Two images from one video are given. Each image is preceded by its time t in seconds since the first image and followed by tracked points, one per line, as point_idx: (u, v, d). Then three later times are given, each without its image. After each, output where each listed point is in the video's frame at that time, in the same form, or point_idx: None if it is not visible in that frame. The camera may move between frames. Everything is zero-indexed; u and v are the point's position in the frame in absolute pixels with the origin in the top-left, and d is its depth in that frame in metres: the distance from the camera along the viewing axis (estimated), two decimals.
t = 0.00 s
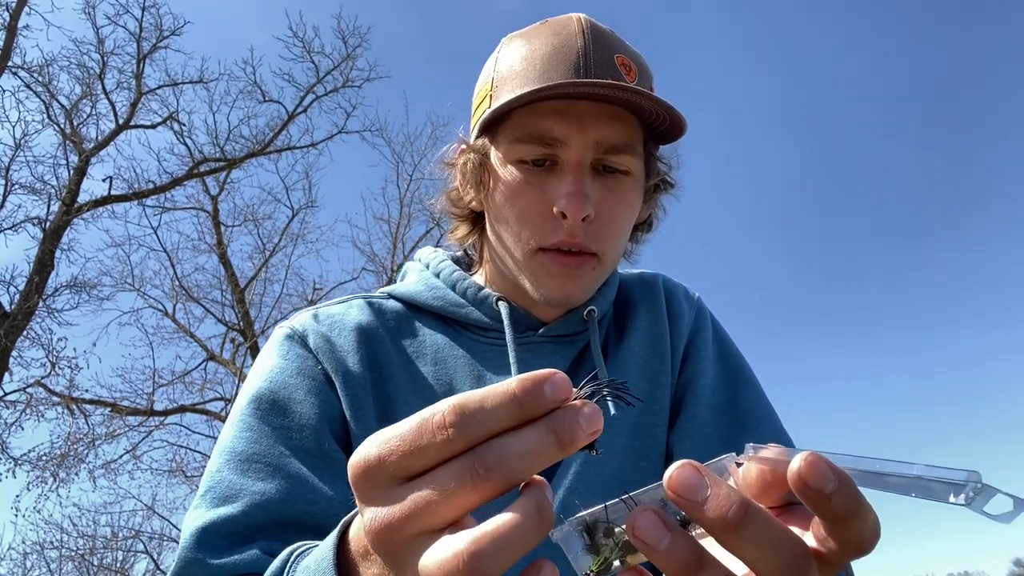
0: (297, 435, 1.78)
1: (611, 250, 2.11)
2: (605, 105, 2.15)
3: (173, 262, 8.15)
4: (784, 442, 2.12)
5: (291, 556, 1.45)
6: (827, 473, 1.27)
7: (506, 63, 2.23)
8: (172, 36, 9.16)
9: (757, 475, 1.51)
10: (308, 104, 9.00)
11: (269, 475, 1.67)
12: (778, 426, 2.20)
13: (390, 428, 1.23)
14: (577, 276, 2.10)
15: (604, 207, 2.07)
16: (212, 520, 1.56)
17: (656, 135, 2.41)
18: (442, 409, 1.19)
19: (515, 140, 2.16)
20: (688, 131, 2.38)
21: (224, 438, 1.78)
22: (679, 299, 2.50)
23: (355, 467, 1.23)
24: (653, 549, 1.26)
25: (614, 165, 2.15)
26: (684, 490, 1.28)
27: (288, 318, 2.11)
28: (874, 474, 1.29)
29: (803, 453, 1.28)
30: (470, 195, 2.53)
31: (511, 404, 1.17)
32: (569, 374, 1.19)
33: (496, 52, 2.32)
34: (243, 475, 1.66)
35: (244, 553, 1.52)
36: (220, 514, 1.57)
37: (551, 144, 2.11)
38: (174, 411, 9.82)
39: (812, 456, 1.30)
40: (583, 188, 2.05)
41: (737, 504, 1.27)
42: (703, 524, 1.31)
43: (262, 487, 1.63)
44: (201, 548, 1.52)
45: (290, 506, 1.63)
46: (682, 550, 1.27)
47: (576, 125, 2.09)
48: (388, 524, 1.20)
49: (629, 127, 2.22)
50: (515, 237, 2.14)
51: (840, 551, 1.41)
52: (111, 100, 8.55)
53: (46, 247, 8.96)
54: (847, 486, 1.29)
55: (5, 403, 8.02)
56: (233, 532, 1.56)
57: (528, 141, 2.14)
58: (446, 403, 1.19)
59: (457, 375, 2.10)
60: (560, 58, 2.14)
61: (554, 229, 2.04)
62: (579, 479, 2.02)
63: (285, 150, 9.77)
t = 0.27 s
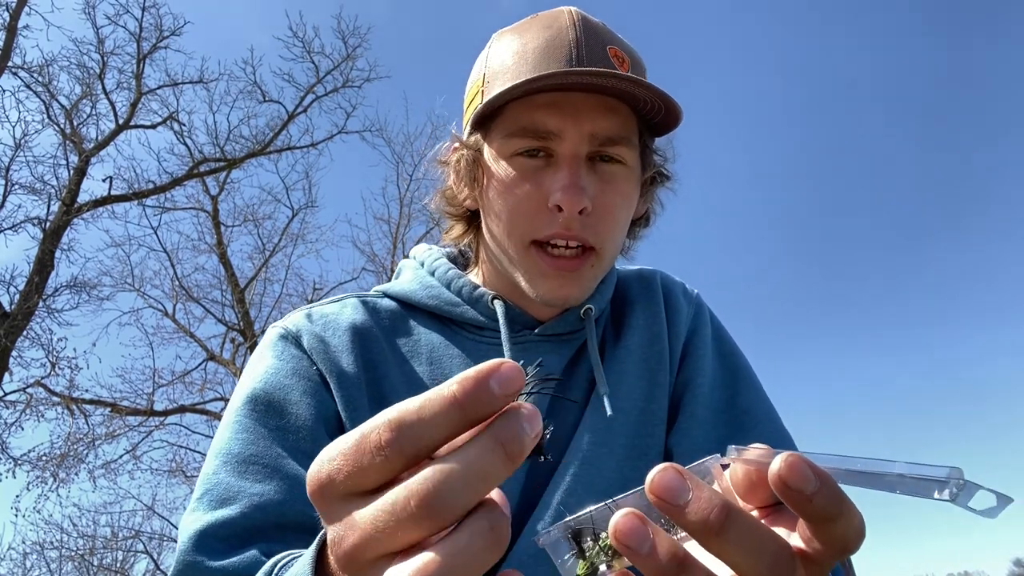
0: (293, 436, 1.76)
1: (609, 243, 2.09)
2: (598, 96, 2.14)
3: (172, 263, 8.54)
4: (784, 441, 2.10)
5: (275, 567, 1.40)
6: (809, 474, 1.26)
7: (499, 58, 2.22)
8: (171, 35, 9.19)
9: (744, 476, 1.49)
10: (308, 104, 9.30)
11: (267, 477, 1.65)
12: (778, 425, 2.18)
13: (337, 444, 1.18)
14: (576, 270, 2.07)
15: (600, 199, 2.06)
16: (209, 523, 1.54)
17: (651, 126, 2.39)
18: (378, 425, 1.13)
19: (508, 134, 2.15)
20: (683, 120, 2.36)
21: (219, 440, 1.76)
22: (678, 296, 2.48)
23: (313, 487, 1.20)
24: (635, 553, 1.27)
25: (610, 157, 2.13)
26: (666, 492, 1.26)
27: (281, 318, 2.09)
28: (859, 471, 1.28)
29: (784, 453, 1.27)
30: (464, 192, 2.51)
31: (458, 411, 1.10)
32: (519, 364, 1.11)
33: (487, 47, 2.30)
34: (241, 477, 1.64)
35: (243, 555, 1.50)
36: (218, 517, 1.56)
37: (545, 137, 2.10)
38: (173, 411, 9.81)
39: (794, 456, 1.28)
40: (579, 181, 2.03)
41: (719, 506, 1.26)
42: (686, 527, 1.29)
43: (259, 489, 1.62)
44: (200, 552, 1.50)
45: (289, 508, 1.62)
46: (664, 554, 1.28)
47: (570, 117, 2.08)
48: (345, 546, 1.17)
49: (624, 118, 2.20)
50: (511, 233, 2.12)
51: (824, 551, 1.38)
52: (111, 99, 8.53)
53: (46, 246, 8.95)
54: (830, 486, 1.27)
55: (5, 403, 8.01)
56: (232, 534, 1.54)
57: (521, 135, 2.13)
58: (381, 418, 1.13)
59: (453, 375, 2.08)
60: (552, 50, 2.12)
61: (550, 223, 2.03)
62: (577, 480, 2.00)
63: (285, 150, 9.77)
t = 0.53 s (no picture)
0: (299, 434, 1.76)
1: (602, 240, 2.08)
2: (588, 91, 2.13)
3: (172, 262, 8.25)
4: (785, 440, 2.09)
5: (267, 566, 1.40)
6: (840, 497, 1.26)
7: (488, 53, 2.21)
8: (171, 35, 9.19)
9: (767, 490, 1.49)
10: (308, 104, 9.00)
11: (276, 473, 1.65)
12: (779, 424, 2.17)
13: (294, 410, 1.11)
14: (568, 269, 2.06)
15: (591, 196, 2.05)
16: (223, 520, 1.54)
17: (644, 119, 2.37)
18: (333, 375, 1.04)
19: (498, 132, 2.15)
20: (674, 113, 2.35)
21: (221, 439, 1.74)
22: (677, 294, 2.48)
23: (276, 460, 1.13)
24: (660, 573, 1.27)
25: (601, 153, 2.13)
26: (695, 516, 1.26)
27: (277, 317, 2.09)
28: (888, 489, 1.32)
29: (816, 475, 1.28)
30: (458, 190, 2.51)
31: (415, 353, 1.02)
32: (482, 294, 1.00)
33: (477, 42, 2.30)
34: (249, 474, 1.64)
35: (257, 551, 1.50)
36: (230, 514, 1.55)
37: (535, 135, 2.09)
38: (173, 411, 9.80)
39: (825, 477, 1.30)
40: (569, 178, 2.03)
41: (748, 528, 1.26)
42: (714, 549, 1.29)
43: (270, 485, 1.61)
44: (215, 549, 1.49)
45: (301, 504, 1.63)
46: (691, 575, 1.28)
47: (559, 113, 2.07)
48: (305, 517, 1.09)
49: (615, 113, 2.19)
50: (503, 231, 2.12)
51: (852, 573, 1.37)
52: (110, 99, 8.51)
53: (46, 247, 8.94)
54: (862, 510, 1.28)
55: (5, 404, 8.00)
56: (246, 531, 1.54)
57: (511, 133, 2.12)
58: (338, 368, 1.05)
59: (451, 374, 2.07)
60: (541, 45, 2.12)
61: (541, 222, 2.02)
62: (578, 479, 1.99)
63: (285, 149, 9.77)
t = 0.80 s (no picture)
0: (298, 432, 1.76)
1: (604, 243, 2.07)
2: (591, 92, 2.12)
3: (173, 262, 8.24)
4: (786, 438, 2.07)
5: (267, 566, 1.39)
6: (840, 495, 1.26)
7: (489, 51, 2.20)
8: (171, 35, 9.18)
9: (768, 488, 1.48)
10: (308, 104, 9.03)
11: (276, 469, 1.64)
12: (780, 423, 2.15)
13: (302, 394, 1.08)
14: (570, 271, 2.05)
15: (594, 199, 2.04)
16: (223, 514, 1.52)
17: (646, 118, 2.36)
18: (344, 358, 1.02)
19: (500, 132, 2.14)
20: (678, 113, 2.34)
21: (219, 435, 1.73)
22: (677, 292, 2.47)
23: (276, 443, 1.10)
24: (658, 571, 1.26)
25: (604, 154, 2.12)
26: (694, 513, 1.25)
27: (276, 315, 2.08)
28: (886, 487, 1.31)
29: (817, 474, 1.27)
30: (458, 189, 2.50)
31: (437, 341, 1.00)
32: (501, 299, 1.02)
33: (478, 39, 2.29)
34: (249, 470, 1.63)
35: (257, 546, 1.49)
36: (230, 509, 1.54)
37: (537, 135, 2.08)
38: (173, 411, 9.79)
39: (825, 476, 1.29)
40: (571, 180, 2.02)
41: (748, 526, 1.25)
42: (714, 548, 1.28)
43: (271, 480, 1.61)
44: (214, 544, 1.49)
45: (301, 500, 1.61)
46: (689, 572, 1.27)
47: (562, 115, 2.06)
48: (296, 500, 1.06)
49: (617, 113, 2.18)
50: (505, 233, 2.11)
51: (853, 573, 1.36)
52: (111, 100, 8.50)
53: (46, 247, 8.93)
54: (864, 509, 1.27)
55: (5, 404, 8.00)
56: (246, 525, 1.53)
57: (514, 134, 2.11)
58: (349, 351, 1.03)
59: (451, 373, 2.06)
60: (543, 43, 2.11)
61: (543, 225, 2.01)
62: (578, 479, 1.98)
63: (285, 150, 9.76)
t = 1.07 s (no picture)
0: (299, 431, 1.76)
1: (608, 246, 2.07)
2: (596, 94, 2.12)
3: (172, 262, 8.15)
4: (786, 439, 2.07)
5: (267, 562, 1.38)
6: (844, 488, 1.26)
7: (494, 52, 2.20)
8: (172, 35, 9.18)
9: (771, 482, 1.49)
10: (308, 104, 8.88)
11: (278, 466, 1.64)
12: (779, 423, 2.15)
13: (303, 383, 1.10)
14: (575, 274, 2.05)
15: (599, 201, 2.04)
16: (225, 511, 1.52)
17: (649, 121, 2.37)
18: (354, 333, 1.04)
19: (505, 133, 2.13)
20: (682, 116, 2.34)
21: (220, 433, 1.73)
22: (677, 293, 2.47)
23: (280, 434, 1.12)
24: (662, 563, 1.26)
25: (608, 156, 2.12)
26: (698, 504, 1.25)
27: (277, 315, 2.08)
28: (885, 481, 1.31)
29: (820, 466, 1.27)
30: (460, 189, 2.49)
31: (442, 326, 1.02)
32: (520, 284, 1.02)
33: (482, 39, 2.29)
34: (251, 467, 1.62)
35: (258, 543, 1.49)
36: (232, 506, 1.53)
37: (542, 137, 2.08)
38: (173, 411, 9.79)
39: (829, 469, 1.29)
40: (576, 183, 2.02)
41: (752, 518, 1.25)
42: (718, 540, 1.28)
43: (272, 477, 1.60)
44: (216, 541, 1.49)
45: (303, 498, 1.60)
46: (693, 566, 1.26)
47: (567, 116, 2.06)
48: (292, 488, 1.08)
49: (621, 116, 2.18)
50: (509, 234, 2.11)
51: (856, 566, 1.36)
52: (111, 100, 8.47)
53: (46, 247, 8.92)
54: (867, 502, 1.27)
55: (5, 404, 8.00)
56: (248, 522, 1.53)
57: (519, 135, 2.11)
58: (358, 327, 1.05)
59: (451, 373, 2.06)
60: (548, 44, 2.11)
61: (548, 227, 2.01)
62: (578, 480, 1.98)
63: (285, 150, 9.75)
